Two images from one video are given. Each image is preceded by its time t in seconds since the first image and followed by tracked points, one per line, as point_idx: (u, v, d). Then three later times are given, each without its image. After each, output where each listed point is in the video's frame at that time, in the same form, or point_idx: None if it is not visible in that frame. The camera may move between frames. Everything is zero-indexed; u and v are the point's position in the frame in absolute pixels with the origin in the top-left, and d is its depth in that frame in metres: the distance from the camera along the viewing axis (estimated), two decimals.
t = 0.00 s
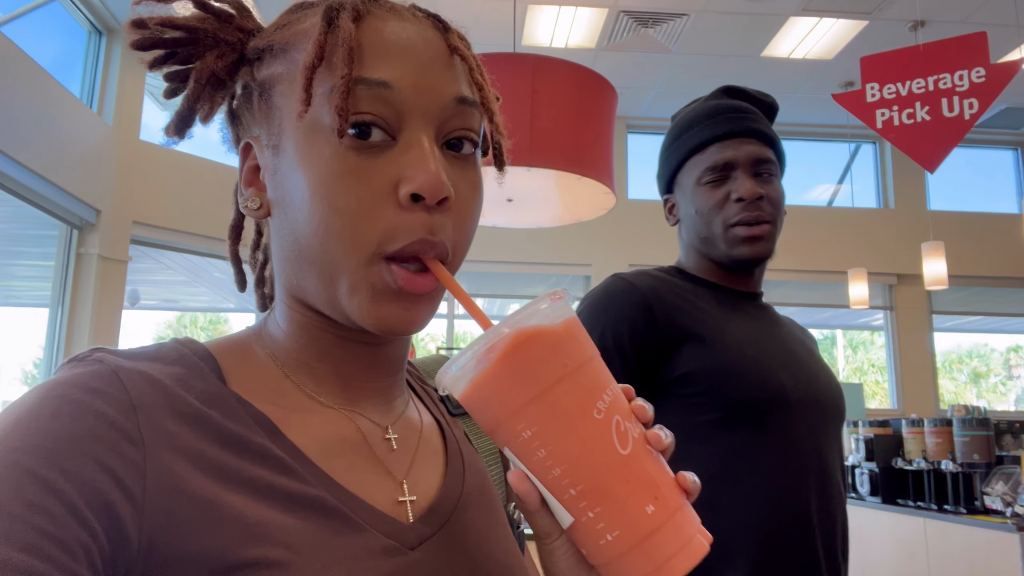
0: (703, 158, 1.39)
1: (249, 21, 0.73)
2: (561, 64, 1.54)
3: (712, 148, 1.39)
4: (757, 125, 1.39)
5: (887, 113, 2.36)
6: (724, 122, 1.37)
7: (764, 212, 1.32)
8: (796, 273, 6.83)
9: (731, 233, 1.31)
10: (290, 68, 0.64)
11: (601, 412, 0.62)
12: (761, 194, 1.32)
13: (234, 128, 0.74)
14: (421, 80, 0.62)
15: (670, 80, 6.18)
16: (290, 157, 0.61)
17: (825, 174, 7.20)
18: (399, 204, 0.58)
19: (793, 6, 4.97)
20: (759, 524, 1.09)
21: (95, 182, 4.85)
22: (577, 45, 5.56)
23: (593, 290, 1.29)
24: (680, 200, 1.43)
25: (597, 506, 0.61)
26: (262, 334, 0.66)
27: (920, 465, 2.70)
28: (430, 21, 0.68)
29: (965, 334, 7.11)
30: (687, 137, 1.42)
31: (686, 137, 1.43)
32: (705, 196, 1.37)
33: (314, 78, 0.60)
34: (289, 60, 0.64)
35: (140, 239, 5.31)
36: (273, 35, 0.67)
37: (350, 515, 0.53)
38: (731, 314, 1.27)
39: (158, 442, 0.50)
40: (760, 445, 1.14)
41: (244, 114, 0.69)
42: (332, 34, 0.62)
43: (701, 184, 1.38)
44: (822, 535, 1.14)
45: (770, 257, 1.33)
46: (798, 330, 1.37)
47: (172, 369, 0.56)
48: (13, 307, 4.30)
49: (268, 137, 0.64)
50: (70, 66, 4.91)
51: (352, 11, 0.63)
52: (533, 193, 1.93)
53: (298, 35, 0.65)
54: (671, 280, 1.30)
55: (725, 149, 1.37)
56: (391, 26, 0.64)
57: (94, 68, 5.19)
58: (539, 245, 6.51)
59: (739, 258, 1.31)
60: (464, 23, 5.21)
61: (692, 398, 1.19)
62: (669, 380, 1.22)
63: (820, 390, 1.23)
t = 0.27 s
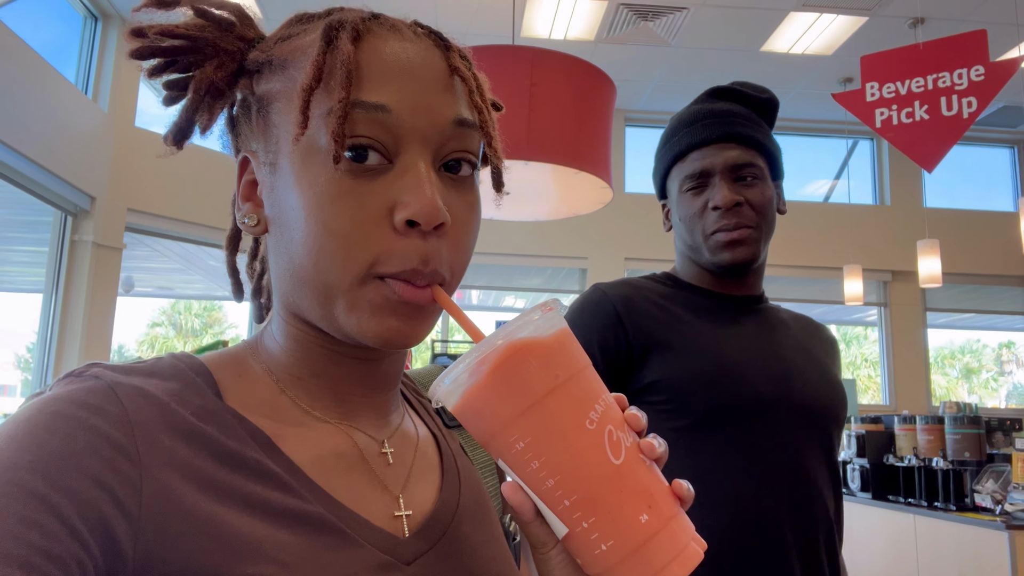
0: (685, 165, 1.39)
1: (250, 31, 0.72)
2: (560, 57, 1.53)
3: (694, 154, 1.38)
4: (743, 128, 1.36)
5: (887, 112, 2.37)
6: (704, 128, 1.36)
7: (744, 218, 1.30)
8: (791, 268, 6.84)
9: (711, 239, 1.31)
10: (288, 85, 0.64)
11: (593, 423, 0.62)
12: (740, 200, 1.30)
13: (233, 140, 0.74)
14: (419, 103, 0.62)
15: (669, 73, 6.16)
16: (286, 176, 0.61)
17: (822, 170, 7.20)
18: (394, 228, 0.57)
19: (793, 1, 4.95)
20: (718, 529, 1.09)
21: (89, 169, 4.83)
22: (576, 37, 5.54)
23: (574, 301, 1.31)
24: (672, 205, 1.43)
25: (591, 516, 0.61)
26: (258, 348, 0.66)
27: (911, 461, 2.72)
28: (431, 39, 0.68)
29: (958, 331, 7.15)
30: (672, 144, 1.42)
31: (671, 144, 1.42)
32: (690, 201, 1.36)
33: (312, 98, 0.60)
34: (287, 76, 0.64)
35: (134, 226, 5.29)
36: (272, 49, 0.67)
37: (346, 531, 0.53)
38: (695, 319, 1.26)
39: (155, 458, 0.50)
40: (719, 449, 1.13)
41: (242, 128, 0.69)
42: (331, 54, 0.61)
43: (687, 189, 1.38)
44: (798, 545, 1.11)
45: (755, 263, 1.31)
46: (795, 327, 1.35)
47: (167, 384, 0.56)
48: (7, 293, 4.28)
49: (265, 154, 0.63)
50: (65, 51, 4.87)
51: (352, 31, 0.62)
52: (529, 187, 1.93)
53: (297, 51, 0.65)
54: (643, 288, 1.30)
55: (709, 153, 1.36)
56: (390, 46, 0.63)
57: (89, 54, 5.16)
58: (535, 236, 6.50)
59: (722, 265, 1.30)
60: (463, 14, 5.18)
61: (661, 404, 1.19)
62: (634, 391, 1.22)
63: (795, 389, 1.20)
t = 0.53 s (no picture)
0: (681, 159, 1.39)
1: (252, 29, 0.73)
2: (560, 52, 1.54)
3: (691, 148, 1.38)
4: (739, 123, 1.36)
5: (888, 111, 2.37)
6: (701, 122, 1.36)
7: (737, 211, 1.29)
8: (790, 266, 6.84)
9: (704, 233, 1.31)
10: (291, 85, 0.64)
11: (597, 422, 0.62)
12: (733, 194, 1.29)
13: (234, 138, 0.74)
14: (422, 104, 0.62)
15: (669, 71, 6.16)
16: (288, 176, 0.61)
17: (821, 168, 7.21)
18: (396, 230, 0.57)
19: None
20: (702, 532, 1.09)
21: (88, 164, 4.82)
22: (577, 34, 5.53)
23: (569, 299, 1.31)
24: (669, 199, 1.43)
25: (596, 515, 0.61)
26: (258, 347, 0.66)
27: (909, 459, 2.73)
28: (434, 40, 0.68)
29: (957, 329, 7.16)
30: (670, 139, 1.42)
31: (669, 138, 1.43)
32: (685, 196, 1.36)
33: (315, 99, 0.60)
34: (290, 76, 0.64)
35: (133, 222, 5.29)
36: (276, 47, 0.67)
37: (347, 529, 0.54)
38: (683, 319, 1.26)
39: (157, 457, 0.51)
40: (709, 453, 1.13)
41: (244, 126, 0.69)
42: (334, 55, 0.61)
43: (683, 183, 1.38)
44: (787, 553, 1.11)
45: (748, 258, 1.30)
46: (792, 325, 1.35)
47: (168, 383, 0.56)
48: (5, 288, 4.28)
49: (267, 153, 0.64)
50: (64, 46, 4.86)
51: (355, 32, 0.63)
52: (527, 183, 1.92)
53: (300, 51, 0.65)
54: (633, 288, 1.31)
55: (704, 147, 1.36)
56: (394, 47, 0.63)
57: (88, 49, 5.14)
58: (534, 233, 6.50)
59: (715, 259, 1.30)
60: (464, 10, 5.18)
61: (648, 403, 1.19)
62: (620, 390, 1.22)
63: (780, 392, 1.20)
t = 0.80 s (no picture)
0: (682, 155, 1.39)
1: (249, 25, 0.73)
2: (559, 55, 1.53)
3: (692, 145, 1.38)
4: (741, 121, 1.37)
5: (885, 112, 2.39)
6: (704, 119, 1.36)
7: (739, 210, 1.30)
8: (788, 267, 6.85)
9: (704, 232, 1.31)
10: (290, 81, 0.64)
11: (600, 414, 0.62)
12: (735, 193, 1.30)
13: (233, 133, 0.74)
14: (422, 101, 0.62)
15: (667, 72, 6.17)
16: (288, 173, 0.61)
17: (819, 169, 7.22)
18: (396, 226, 0.58)
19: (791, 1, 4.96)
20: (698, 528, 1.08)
21: (86, 166, 4.82)
22: (574, 35, 5.54)
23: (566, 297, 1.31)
24: (667, 197, 1.43)
25: (599, 507, 0.62)
26: (257, 343, 0.66)
27: (907, 460, 2.73)
28: (434, 36, 0.68)
29: (954, 329, 7.17)
30: (671, 135, 1.42)
31: (670, 134, 1.42)
32: (686, 193, 1.36)
33: (315, 96, 0.60)
34: (289, 72, 0.64)
35: (131, 224, 5.29)
36: (274, 44, 0.67)
37: (347, 523, 0.54)
38: (679, 318, 1.26)
39: (158, 453, 0.51)
40: (705, 453, 1.13)
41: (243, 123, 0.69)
42: (334, 50, 0.62)
43: (683, 181, 1.38)
44: (784, 551, 1.11)
45: (746, 257, 1.31)
46: (787, 324, 1.35)
47: (167, 379, 0.56)
48: (3, 291, 4.27)
49: (266, 149, 0.64)
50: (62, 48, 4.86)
51: (355, 27, 0.63)
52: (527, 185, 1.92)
53: (299, 47, 0.65)
54: (627, 286, 1.31)
55: (704, 145, 1.36)
56: (392, 42, 0.63)
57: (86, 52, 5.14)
58: (532, 235, 6.51)
59: (714, 258, 1.30)
60: (462, 12, 5.18)
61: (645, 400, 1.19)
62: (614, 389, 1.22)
63: (776, 391, 1.20)
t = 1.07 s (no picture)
0: (686, 152, 1.38)
1: (252, 20, 0.73)
2: (560, 60, 1.54)
3: (695, 142, 1.38)
4: (744, 120, 1.38)
5: (884, 115, 2.41)
6: (709, 116, 1.36)
7: (747, 206, 1.30)
8: (787, 270, 6.86)
9: (713, 227, 1.31)
10: (296, 75, 0.65)
11: (610, 403, 0.63)
12: (744, 188, 1.30)
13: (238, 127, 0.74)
14: (430, 95, 0.63)
15: (665, 75, 6.18)
16: (294, 166, 0.61)
17: (817, 172, 7.23)
18: (405, 219, 0.58)
19: (789, 4, 4.98)
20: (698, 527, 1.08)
21: (85, 170, 4.82)
22: (572, 39, 5.55)
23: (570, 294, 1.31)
24: (666, 196, 1.43)
25: (611, 495, 0.63)
26: (261, 338, 0.67)
27: (907, 461, 2.73)
28: (441, 31, 0.69)
29: (953, 331, 7.18)
30: (672, 133, 1.41)
31: (671, 132, 1.42)
32: (690, 190, 1.36)
33: (323, 90, 0.61)
34: (296, 65, 0.65)
35: (130, 228, 5.29)
36: (281, 38, 0.68)
37: (351, 516, 0.54)
38: (681, 316, 1.26)
39: (162, 448, 0.51)
40: (706, 453, 1.14)
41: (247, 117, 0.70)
42: (342, 44, 0.62)
43: (686, 178, 1.37)
44: (785, 550, 1.11)
45: (752, 252, 1.31)
46: (784, 323, 1.36)
47: (172, 373, 0.56)
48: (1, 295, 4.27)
49: (272, 143, 0.64)
50: (61, 52, 4.86)
51: (363, 21, 0.63)
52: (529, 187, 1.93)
53: (306, 42, 0.66)
54: (626, 285, 1.31)
55: (709, 141, 1.36)
56: (399, 36, 0.64)
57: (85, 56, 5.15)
58: (531, 238, 6.51)
59: (722, 253, 1.30)
60: (460, 16, 5.20)
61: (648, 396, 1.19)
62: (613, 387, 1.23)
63: (776, 388, 1.21)
